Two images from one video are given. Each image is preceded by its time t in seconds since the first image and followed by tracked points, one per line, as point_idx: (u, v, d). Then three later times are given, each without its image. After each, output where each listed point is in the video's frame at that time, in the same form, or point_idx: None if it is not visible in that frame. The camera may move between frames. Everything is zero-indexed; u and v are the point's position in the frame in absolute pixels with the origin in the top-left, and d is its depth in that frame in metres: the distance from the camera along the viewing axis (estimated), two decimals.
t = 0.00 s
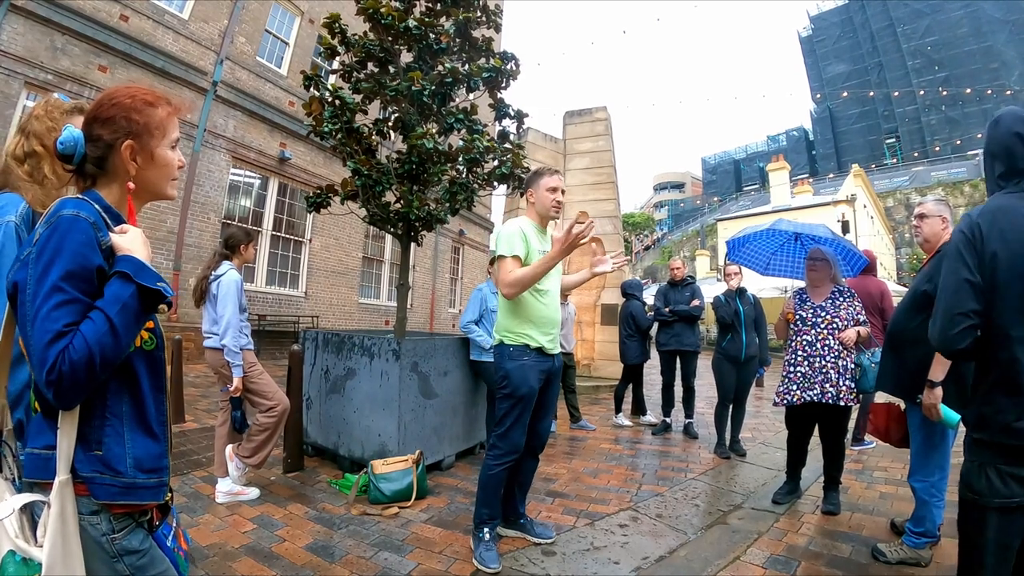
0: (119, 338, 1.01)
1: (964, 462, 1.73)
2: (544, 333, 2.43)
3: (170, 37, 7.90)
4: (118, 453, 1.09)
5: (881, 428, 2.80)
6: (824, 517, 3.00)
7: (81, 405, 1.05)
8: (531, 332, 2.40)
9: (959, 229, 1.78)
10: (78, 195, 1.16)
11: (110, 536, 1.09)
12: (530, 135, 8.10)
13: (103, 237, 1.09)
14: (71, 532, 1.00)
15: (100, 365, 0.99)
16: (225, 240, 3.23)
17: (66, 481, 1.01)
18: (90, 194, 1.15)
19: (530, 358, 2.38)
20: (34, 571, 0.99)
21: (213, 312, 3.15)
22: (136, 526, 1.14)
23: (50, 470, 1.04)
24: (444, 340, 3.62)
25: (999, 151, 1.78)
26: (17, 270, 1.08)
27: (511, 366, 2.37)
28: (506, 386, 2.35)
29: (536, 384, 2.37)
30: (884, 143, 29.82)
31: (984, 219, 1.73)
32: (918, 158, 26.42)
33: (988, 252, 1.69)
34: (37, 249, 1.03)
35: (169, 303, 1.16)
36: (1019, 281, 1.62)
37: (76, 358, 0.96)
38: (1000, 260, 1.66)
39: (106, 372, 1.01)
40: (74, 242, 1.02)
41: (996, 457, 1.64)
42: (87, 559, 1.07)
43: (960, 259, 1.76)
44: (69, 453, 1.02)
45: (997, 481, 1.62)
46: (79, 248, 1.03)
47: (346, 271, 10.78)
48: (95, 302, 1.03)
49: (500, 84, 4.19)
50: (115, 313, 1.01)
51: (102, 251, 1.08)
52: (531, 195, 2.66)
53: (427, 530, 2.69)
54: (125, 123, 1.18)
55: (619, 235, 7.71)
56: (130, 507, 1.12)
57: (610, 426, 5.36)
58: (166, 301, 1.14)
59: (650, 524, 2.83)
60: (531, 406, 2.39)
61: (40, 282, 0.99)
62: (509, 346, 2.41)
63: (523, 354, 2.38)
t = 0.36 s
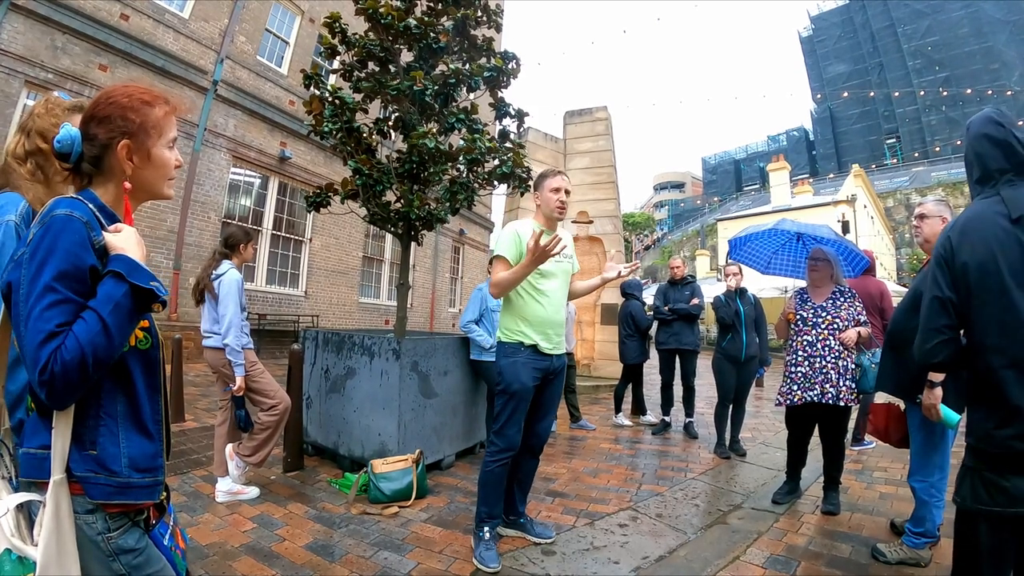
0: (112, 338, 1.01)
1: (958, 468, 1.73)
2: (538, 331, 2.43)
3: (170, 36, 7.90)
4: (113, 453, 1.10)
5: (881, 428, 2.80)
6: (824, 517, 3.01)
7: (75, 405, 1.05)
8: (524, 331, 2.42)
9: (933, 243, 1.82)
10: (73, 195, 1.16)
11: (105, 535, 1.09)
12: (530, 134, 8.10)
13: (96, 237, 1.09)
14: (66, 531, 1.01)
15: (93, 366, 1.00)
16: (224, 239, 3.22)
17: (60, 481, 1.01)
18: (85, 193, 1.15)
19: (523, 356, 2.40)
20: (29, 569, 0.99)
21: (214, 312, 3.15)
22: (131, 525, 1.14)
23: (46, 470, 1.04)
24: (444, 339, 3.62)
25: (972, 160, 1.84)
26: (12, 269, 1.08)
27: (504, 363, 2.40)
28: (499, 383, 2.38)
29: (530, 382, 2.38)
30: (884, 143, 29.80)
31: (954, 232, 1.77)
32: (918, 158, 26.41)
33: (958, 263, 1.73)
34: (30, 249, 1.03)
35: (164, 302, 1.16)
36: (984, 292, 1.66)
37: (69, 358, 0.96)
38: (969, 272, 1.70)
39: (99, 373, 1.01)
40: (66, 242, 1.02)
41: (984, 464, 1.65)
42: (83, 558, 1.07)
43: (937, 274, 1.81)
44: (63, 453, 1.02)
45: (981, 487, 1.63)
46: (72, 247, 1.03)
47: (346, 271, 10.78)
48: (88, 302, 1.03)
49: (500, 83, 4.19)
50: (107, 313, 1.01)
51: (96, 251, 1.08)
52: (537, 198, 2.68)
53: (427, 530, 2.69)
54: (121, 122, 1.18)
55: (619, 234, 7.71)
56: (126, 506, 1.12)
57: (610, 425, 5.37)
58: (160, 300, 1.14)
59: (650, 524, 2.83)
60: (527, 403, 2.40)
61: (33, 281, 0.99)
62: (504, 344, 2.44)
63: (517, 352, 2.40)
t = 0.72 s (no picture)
0: (117, 336, 1.01)
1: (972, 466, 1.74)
2: (535, 332, 2.44)
3: (170, 36, 7.90)
4: (117, 450, 1.09)
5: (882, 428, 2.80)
6: (823, 517, 3.01)
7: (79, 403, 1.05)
8: (521, 331, 2.44)
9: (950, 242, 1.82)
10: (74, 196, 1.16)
11: (109, 532, 1.09)
12: (530, 135, 8.10)
13: (99, 237, 1.09)
14: (72, 530, 1.01)
15: (99, 363, 1.00)
16: (224, 239, 3.22)
17: (66, 479, 1.01)
18: (85, 195, 1.15)
19: (517, 355, 2.41)
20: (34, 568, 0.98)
21: (213, 312, 3.15)
22: (135, 522, 1.14)
23: (50, 468, 1.04)
24: (445, 339, 3.61)
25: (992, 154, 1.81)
26: (14, 270, 1.08)
27: (498, 361, 2.42)
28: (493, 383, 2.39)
29: (524, 381, 2.39)
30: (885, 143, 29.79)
31: (969, 231, 1.76)
32: (918, 158, 26.42)
33: (974, 261, 1.72)
34: (34, 249, 1.03)
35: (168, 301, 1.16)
36: (997, 290, 1.65)
37: (75, 356, 0.96)
38: (985, 271, 1.68)
39: (104, 370, 1.01)
40: (71, 242, 1.03)
41: (996, 464, 1.65)
42: (88, 556, 1.07)
43: (954, 273, 1.80)
44: (69, 450, 1.02)
45: (992, 487, 1.63)
46: (77, 247, 1.03)
47: (346, 271, 10.77)
48: (93, 301, 1.03)
49: (500, 83, 4.19)
50: (113, 311, 1.01)
51: (99, 251, 1.08)
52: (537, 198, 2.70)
53: (427, 530, 2.69)
54: (120, 125, 1.18)
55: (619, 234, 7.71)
56: (130, 503, 1.12)
57: (610, 425, 5.37)
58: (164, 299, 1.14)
59: (650, 524, 2.83)
60: (522, 402, 2.40)
61: (38, 281, 0.99)
62: (500, 343, 2.46)
63: (511, 351, 2.42)
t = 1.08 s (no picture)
0: (117, 335, 1.01)
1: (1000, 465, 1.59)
2: (527, 332, 2.43)
3: (169, 36, 7.89)
4: (117, 449, 1.09)
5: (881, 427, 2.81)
6: (823, 516, 3.00)
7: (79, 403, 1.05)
8: (514, 331, 2.44)
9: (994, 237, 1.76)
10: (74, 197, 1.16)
11: (109, 532, 1.09)
12: (530, 134, 8.10)
13: (99, 237, 1.08)
14: (72, 529, 1.00)
15: (98, 362, 0.99)
16: (223, 239, 3.21)
17: (66, 478, 1.00)
18: (85, 195, 1.15)
19: (514, 355, 2.40)
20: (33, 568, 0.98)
21: (212, 312, 3.14)
22: (135, 522, 1.14)
23: (50, 468, 1.04)
24: (444, 339, 3.61)
25: None
26: (13, 270, 1.08)
27: (494, 361, 2.41)
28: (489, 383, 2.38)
29: (520, 381, 2.38)
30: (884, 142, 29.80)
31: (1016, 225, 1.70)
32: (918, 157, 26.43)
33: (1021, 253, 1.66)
34: (34, 249, 1.02)
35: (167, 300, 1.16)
36: None
37: (75, 355, 0.96)
38: None
39: (104, 369, 1.01)
40: (71, 242, 1.02)
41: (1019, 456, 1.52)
42: (87, 556, 1.07)
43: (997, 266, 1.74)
44: (69, 450, 1.02)
45: None
46: (76, 247, 1.02)
47: (345, 271, 10.77)
48: (93, 300, 1.03)
49: (500, 83, 4.18)
50: (112, 310, 1.01)
51: (99, 250, 1.07)
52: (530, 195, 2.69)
53: (426, 529, 2.69)
54: (121, 126, 1.18)
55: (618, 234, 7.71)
56: (130, 503, 1.11)
57: (609, 425, 5.37)
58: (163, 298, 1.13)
59: (650, 523, 2.83)
60: (519, 402, 2.40)
61: (38, 280, 0.99)
62: (495, 343, 2.46)
63: (506, 351, 2.41)
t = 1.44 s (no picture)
0: (115, 334, 1.00)
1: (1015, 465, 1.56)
2: (519, 331, 2.43)
3: (166, 36, 7.86)
4: (115, 449, 1.09)
5: (880, 424, 2.82)
6: (823, 514, 3.01)
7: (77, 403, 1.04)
8: (506, 330, 2.43)
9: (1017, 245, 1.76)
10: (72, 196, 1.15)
11: (107, 532, 1.09)
12: (529, 133, 8.08)
13: (97, 236, 1.07)
14: (71, 528, 1.00)
15: (96, 362, 0.99)
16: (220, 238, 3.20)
17: (64, 478, 1.00)
18: (83, 194, 1.14)
19: (507, 355, 2.39)
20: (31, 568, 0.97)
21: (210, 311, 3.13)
22: (133, 521, 1.13)
23: (48, 468, 1.04)
24: (443, 337, 3.60)
25: None
26: (10, 270, 1.07)
27: (487, 361, 2.40)
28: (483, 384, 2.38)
29: (514, 382, 2.38)
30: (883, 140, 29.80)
31: None
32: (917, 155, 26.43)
33: None
34: (32, 249, 1.02)
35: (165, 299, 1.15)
36: None
37: (72, 354, 0.96)
38: None
39: (102, 369, 1.01)
40: (68, 241, 1.02)
41: None
42: (87, 556, 1.06)
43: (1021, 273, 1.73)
44: (67, 450, 1.02)
45: None
46: (74, 246, 1.02)
47: (344, 270, 10.76)
48: (91, 299, 1.02)
49: (498, 81, 4.17)
50: (110, 310, 1.00)
51: (96, 250, 1.07)
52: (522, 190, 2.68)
53: (426, 528, 2.69)
54: (120, 125, 1.17)
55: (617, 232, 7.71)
56: (128, 503, 1.11)
57: (609, 423, 5.37)
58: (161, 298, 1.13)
59: (649, 521, 2.83)
60: (511, 403, 2.40)
61: (35, 279, 0.98)
62: (488, 342, 2.45)
63: (500, 350, 2.40)
